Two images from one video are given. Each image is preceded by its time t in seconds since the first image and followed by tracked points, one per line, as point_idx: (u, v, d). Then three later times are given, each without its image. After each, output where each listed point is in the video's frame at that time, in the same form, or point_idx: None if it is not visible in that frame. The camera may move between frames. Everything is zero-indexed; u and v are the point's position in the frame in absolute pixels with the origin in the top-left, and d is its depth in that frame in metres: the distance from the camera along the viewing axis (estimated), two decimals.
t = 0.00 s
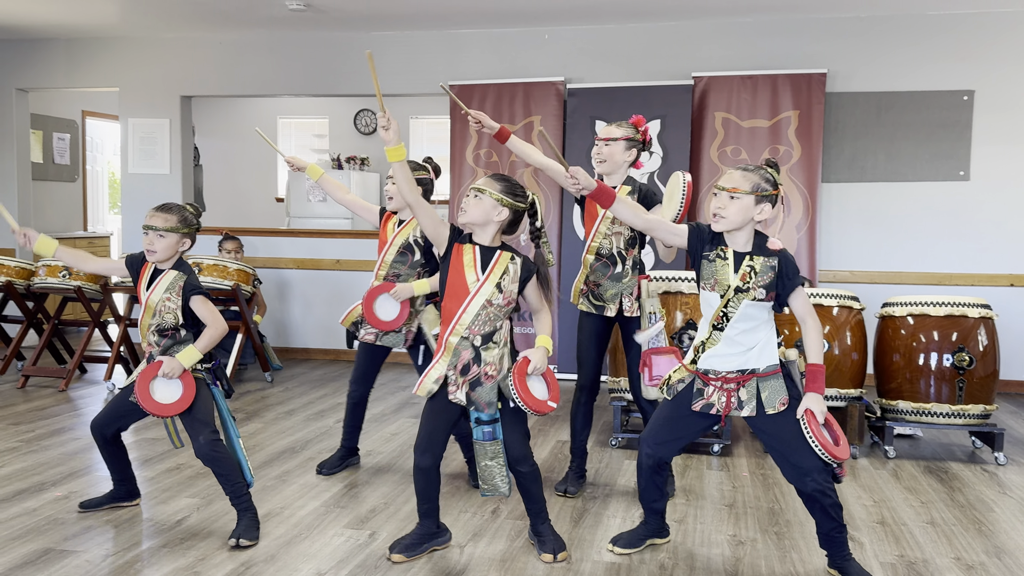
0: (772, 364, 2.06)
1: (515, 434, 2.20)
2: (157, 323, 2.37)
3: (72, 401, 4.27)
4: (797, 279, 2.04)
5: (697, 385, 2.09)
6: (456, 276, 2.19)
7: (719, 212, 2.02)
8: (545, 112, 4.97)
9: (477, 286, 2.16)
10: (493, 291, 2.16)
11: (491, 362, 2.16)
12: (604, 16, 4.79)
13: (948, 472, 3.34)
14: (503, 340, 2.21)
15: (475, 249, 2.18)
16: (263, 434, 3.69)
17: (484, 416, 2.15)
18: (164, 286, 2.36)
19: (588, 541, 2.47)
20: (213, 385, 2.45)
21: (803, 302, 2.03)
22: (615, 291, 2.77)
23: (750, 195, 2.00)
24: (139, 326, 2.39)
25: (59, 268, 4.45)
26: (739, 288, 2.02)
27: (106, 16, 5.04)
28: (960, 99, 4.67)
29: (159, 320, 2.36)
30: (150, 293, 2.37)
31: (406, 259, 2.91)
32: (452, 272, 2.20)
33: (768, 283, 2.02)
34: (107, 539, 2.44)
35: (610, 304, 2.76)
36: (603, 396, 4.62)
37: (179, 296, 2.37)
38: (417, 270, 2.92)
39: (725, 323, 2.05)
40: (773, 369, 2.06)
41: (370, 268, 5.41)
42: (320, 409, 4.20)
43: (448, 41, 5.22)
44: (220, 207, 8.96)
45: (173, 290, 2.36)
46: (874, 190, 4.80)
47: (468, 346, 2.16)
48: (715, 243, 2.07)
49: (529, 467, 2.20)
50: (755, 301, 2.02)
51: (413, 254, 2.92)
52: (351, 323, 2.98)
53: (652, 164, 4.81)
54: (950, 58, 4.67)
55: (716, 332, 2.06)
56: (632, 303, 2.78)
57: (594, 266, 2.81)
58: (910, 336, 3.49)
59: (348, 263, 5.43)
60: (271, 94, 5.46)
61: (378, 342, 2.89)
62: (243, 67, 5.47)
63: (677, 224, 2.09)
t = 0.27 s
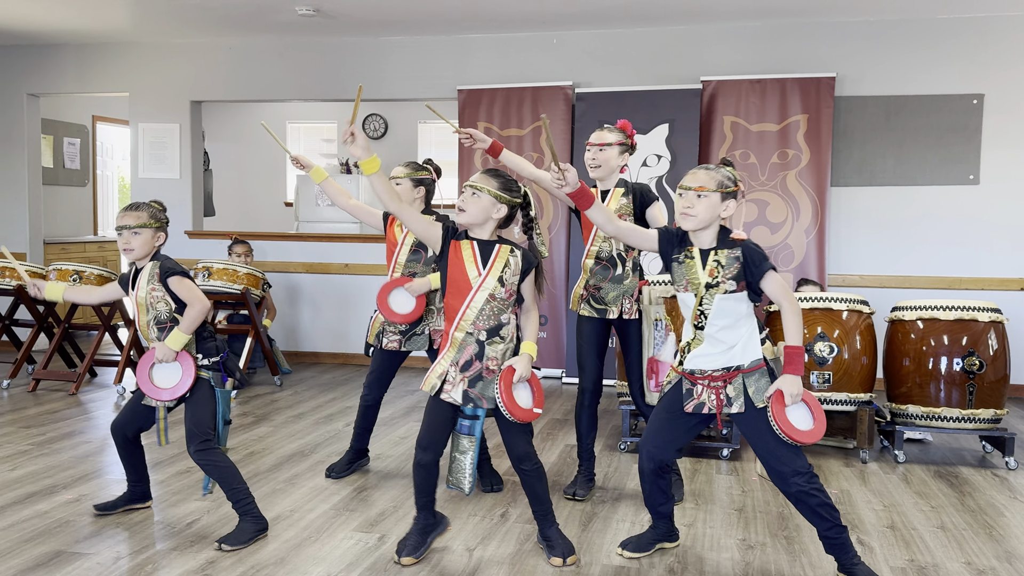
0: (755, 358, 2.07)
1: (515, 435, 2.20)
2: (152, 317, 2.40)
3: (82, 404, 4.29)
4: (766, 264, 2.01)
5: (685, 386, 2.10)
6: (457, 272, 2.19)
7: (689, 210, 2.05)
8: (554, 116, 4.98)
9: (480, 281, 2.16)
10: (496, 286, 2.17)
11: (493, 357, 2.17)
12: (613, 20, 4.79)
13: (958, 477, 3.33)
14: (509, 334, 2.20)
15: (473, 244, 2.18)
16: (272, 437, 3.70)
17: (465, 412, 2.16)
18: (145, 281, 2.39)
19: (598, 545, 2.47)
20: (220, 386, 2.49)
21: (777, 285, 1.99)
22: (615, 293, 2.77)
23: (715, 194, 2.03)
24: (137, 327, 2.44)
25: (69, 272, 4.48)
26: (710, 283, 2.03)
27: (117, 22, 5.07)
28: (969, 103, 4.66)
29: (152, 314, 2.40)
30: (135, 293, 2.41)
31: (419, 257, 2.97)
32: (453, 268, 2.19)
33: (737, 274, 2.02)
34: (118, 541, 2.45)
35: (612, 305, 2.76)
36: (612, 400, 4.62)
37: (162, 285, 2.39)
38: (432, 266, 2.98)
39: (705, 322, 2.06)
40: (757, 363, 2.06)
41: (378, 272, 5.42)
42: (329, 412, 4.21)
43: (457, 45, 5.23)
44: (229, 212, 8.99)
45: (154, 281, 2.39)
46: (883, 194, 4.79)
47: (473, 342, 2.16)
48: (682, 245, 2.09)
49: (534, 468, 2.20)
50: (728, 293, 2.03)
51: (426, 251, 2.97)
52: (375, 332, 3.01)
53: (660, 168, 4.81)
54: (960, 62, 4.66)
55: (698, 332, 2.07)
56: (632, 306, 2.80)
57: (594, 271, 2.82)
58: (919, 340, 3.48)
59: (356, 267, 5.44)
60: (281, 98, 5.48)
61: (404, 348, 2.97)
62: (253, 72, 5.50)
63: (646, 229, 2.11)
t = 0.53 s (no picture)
0: (752, 355, 2.07)
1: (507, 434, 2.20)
2: (152, 312, 2.43)
3: (88, 408, 4.30)
4: (751, 260, 2.04)
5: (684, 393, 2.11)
6: (437, 285, 2.16)
7: (676, 219, 2.04)
8: (559, 119, 4.98)
9: (461, 293, 2.16)
10: (477, 295, 2.18)
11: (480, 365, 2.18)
12: (619, 23, 4.80)
13: (965, 481, 3.32)
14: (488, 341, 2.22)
15: (449, 256, 2.17)
16: (278, 441, 3.71)
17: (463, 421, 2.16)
18: (143, 277, 2.42)
19: (604, 548, 2.47)
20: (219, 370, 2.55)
21: (767, 274, 2.02)
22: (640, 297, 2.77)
23: (698, 201, 2.06)
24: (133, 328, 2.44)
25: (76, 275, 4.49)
26: (700, 286, 2.05)
27: (124, 26, 5.08)
28: (976, 106, 4.65)
29: (152, 309, 2.42)
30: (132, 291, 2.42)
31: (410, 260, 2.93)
32: (431, 281, 2.16)
33: (724, 273, 2.04)
34: (123, 544, 2.46)
35: (635, 309, 2.77)
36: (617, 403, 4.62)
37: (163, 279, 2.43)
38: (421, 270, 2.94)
39: (700, 326, 2.08)
40: (755, 358, 2.06)
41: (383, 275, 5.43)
42: (334, 415, 4.21)
43: (463, 49, 5.23)
44: (235, 215, 9.00)
45: (153, 275, 2.43)
46: (889, 197, 4.78)
47: (460, 353, 2.16)
48: (664, 256, 2.10)
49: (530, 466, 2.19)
50: (719, 293, 2.05)
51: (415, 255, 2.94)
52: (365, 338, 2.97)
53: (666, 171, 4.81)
54: (965, 64, 4.65)
55: (693, 336, 2.10)
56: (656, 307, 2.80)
57: (616, 279, 2.78)
58: (926, 343, 3.47)
59: (362, 270, 5.45)
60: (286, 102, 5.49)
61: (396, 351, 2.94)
62: (259, 76, 5.51)
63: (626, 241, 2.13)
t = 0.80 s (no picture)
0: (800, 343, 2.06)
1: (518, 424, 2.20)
2: (174, 296, 2.46)
3: (92, 410, 4.31)
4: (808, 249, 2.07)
5: (737, 390, 2.05)
6: (462, 270, 2.20)
7: (748, 200, 2.03)
8: (563, 122, 4.99)
9: (482, 276, 2.24)
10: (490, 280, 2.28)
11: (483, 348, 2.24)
12: (622, 26, 4.80)
13: (970, 483, 3.32)
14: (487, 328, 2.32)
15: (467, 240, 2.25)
16: (282, 443, 3.71)
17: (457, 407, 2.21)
18: (169, 261, 2.46)
19: (608, 551, 2.47)
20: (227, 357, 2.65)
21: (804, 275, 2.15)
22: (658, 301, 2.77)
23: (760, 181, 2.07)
24: (149, 312, 2.45)
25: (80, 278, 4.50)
26: (777, 271, 2.00)
27: (129, 30, 5.10)
28: (980, 108, 4.65)
29: (171, 293, 2.45)
30: (154, 274, 2.44)
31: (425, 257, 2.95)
32: (457, 266, 2.20)
33: (794, 259, 2.04)
34: (128, 547, 2.46)
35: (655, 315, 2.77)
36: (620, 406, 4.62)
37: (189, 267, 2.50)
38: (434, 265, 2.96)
39: (763, 314, 2.02)
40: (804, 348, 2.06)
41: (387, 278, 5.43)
42: (338, 418, 4.21)
43: (467, 52, 5.24)
44: (239, 218, 9.01)
45: (179, 260, 2.47)
46: (893, 199, 4.78)
47: (477, 336, 2.21)
48: (727, 241, 2.04)
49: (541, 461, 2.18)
50: (788, 279, 2.02)
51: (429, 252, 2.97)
52: (372, 338, 2.90)
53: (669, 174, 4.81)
54: (969, 67, 4.65)
55: (750, 327, 2.04)
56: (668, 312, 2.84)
57: (641, 283, 2.74)
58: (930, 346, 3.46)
59: (365, 273, 5.45)
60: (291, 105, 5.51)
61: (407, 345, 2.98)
62: (263, 79, 5.52)
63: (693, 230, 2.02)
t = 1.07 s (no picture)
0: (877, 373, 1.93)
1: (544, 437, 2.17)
2: (240, 324, 2.39)
3: (94, 412, 4.31)
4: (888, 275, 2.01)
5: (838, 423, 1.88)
6: (519, 291, 2.14)
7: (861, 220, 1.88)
8: (565, 124, 5.00)
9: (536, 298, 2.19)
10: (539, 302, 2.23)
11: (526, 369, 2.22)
12: (624, 28, 4.81)
13: (973, 485, 3.32)
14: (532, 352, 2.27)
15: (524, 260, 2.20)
16: (285, 445, 3.72)
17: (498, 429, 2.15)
18: (244, 288, 2.41)
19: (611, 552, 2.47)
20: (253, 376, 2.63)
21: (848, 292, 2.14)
22: (700, 317, 2.72)
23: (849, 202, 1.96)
24: (207, 333, 2.36)
25: (83, 280, 4.51)
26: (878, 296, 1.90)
27: (131, 32, 5.11)
28: (982, 110, 4.64)
29: (238, 321, 2.39)
30: (229, 297, 2.38)
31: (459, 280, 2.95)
32: (515, 286, 2.14)
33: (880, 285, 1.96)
34: (131, 548, 2.47)
35: (697, 331, 2.70)
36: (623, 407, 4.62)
37: (257, 296, 2.45)
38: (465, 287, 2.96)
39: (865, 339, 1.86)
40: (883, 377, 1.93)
41: (389, 279, 5.44)
42: (340, 420, 4.22)
43: (468, 54, 5.25)
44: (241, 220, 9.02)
45: (252, 289, 2.43)
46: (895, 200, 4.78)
47: (525, 359, 2.16)
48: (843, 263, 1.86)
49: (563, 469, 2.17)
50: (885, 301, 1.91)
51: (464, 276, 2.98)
52: (400, 355, 2.91)
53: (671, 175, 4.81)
54: (971, 68, 4.65)
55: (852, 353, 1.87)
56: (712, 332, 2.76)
57: (680, 296, 2.72)
58: (933, 347, 3.45)
59: (367, 275, 5.46)
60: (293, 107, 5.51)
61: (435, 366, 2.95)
62: (265, 81, 5.53)
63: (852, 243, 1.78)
